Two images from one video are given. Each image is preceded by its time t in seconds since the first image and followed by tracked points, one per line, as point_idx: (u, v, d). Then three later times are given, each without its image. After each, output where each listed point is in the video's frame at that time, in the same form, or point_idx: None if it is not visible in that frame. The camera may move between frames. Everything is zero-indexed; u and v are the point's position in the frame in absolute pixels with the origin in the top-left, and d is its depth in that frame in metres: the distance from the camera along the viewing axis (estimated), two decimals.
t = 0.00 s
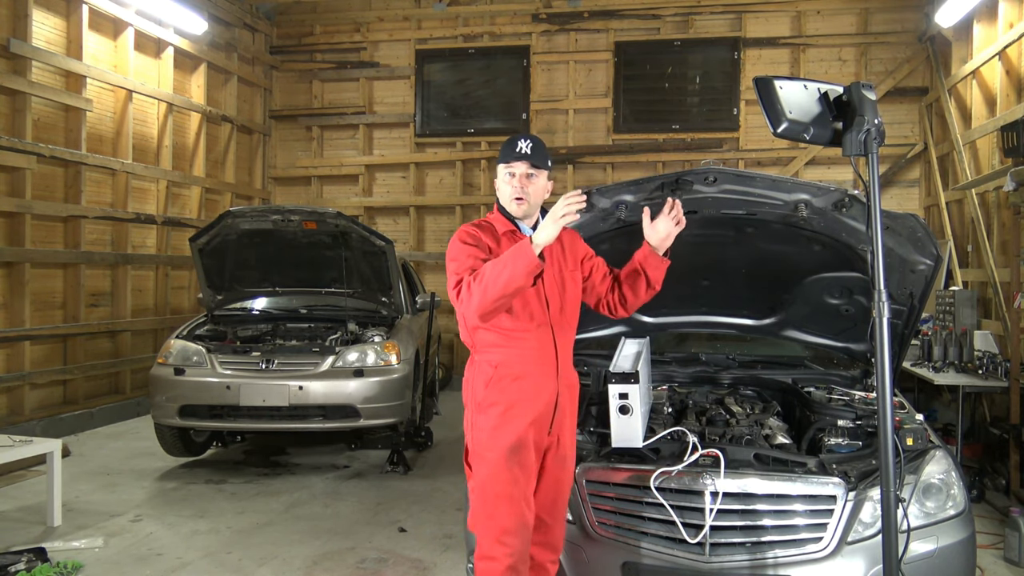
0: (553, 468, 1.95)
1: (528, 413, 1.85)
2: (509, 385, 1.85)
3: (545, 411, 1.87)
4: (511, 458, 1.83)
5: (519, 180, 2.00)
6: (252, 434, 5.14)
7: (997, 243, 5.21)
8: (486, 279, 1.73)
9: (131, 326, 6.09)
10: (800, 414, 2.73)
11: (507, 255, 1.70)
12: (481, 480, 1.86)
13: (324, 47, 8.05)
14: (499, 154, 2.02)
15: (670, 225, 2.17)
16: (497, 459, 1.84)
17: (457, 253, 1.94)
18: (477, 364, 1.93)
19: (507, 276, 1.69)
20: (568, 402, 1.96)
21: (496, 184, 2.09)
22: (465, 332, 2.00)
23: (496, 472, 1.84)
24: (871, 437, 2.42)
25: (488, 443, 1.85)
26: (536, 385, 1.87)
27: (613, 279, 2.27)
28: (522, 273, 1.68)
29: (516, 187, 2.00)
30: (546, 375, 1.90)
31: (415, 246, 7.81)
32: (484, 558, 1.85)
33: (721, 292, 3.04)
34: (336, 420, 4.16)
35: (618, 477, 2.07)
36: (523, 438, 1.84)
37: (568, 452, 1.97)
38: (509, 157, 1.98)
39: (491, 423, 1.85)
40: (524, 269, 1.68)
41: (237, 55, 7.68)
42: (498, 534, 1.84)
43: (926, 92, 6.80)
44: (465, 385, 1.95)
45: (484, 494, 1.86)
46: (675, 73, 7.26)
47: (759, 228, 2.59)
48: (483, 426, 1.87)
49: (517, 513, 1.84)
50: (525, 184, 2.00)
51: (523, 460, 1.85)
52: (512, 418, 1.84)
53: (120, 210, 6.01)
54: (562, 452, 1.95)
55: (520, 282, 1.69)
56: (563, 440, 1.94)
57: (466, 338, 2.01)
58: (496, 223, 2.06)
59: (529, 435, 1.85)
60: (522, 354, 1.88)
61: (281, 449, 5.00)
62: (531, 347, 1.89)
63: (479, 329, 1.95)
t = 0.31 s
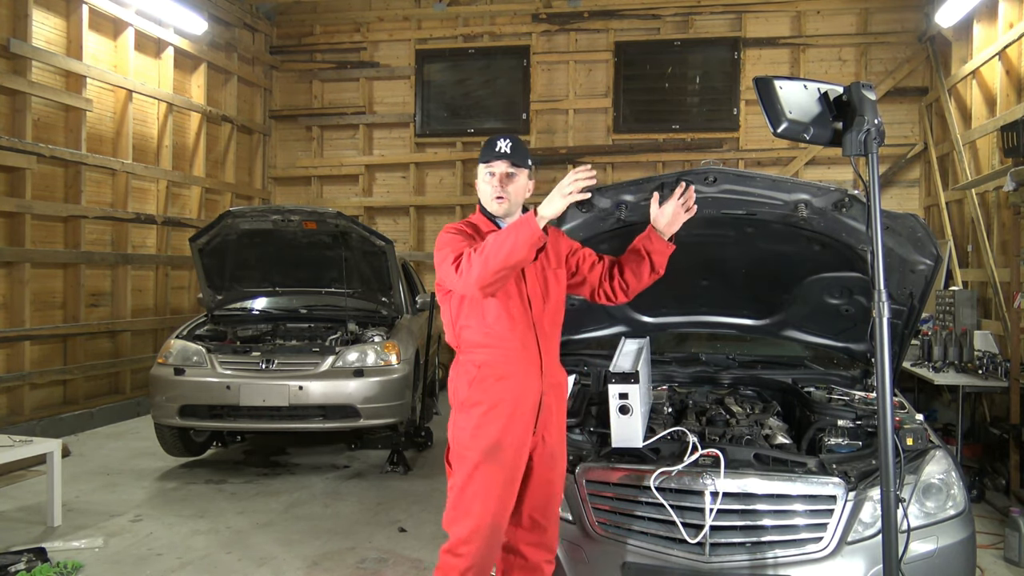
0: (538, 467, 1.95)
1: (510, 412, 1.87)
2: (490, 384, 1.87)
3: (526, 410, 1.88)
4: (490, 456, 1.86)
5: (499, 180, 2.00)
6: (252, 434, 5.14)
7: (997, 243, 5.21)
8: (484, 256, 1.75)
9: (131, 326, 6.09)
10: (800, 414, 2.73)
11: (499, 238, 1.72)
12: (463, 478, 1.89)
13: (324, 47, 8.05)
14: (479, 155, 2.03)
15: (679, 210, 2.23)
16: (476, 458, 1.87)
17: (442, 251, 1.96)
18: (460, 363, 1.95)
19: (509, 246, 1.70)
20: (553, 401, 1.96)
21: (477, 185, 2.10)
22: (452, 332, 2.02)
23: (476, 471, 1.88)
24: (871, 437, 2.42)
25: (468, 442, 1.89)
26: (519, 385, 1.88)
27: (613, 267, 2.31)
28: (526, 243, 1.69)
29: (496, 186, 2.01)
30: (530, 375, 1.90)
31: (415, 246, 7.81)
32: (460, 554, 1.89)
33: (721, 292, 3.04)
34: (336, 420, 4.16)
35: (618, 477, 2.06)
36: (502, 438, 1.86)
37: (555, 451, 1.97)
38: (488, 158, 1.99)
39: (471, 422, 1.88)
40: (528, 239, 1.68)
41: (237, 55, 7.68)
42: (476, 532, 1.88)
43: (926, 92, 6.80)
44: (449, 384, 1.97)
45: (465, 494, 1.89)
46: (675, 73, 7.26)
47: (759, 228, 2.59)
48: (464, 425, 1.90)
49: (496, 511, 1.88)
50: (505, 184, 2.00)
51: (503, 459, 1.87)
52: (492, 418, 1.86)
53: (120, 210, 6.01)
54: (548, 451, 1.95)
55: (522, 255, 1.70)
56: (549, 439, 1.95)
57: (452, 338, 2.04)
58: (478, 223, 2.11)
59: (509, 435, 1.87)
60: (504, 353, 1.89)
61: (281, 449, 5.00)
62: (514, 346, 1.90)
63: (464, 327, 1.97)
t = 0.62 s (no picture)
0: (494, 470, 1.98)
1: (464, 417, 1.88)
2: (443, 389, 1.88)
3: (481, 414, 1.89)
4: (445, 461, 1.88)
5: (455, 181, 2.02)
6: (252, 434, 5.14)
7: (997, 243, 5.21)
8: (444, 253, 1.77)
9: (131, 326, 6.09)
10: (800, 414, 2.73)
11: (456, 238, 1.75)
12: (416, 483, 1.90)
13: (324, 47, 8.04)
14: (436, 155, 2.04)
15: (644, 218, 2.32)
16: (429, 464, 1.88)
17: (395, 253, 1.95)
18: (413, 368, 1.95)
19: (472, 242, 1.72)
20: (510, 404, 1.97)
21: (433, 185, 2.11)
22: (406, 334, 2.01)
23: (430, 476, 1.89)
24: (871, 437, 2.42)
25: (422, 448, 1.89)
26: (474, 390, 1.89)
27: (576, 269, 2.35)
28: (489, 237, 1.71)
29: (452, 187, 2.02)
30: (485, 379, 1.91)
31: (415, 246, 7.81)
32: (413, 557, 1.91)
33: (721, 292, 3.04)
34: (336, 420, 4.16)
35: (618, 476, 2.06)
36: (456, 442, 1.87)
37: (513, 453, 1.99)
38: (446, 158, 2.00)
39: (425, 427, 1.89)
40: (491, 233, 1.71)
41: (237, 55, 7.68)
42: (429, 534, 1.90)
43: (926, 92, 6.80)
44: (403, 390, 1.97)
45: (420, 498, 1.90)
46: (675, 73, 7.26)
47: (759, 228, 2.59)
48: (417, 431, 1.90)
49: (450, 513, 1.92)
50: (462, 185, 2.02)
51: (458, 464, 1.89)
52: (446, 422, 1.87)
53: (120, 210, 6.00)
54: (505, 452, 1.97)
55: (486, 249, 1.72)
56: (505, 441, 1.96)
57: (405, 339, 2.02)
58: (436, 224, 2.11)
59: (463, 439, 1.88)
60: (457, 358, 1.90)
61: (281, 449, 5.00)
62: (467, 349, 1.91)
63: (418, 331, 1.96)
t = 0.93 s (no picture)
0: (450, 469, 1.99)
1: (416, 416, 1.88)
2: (395, 390, 1.88)
3: (433, 414, 1.89)
4: (398, 463, 1.88)
5: (414, 175, 2.03)
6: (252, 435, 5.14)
7: (997, 243, 5.21)
8: (345, 310, 1.82)
9: (131, 326, 6.09)
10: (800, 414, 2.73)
11: (347, 304, 1.82)
12: (372, 483, 1.90)
13: (324, 47, 8.04)
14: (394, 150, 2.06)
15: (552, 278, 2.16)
16: (383, 464, 1.88)
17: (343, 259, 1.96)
18: (366, 367, 1.95)
19: (360, 312, 1.79)
20: (465, 404, 1.98)
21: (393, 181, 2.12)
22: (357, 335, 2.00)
23: (384, 476, 1.88)
24: (871, 437, 2.42)
25: (376, 448, 1.89)
26: (426, 390, 1.89)
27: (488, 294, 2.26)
28: (375, 307, 1.76)
29: (411, 181, 2.03)
30: (437, 380, 1.91)
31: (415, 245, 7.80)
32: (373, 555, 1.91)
33: (721, 292, 3.04)
34: (336, 420, 4.15)
35: (618, 476, 2.06)
36: (409, 443, 1.88)
37: (468, 453, 2.00)
38: (403, 151, 2.01)
39: (377, 427, 1.89)
40: (374, 307, 1.76)
41: (237, 55, 7.68)
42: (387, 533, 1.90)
43: (926, 92, 6.80)
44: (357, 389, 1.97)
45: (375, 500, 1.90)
46: (675, 73, 7.26)
47: (759, 228, 2.59)
48: (370, 432, 1.90)
49: (406, 513, 1.91)
50: (420, 178, 2.02)
51: (411, 465, 1.89)
52: (399, 423, 1.87)
53: (120, 210, 6.00)
54: (460, 453, 1.99)
55: (373, 317, 1.78)
56: (459, 442, 1.97)
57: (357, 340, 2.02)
58: (391, 221, 2.07)
59: (416, 439, 1.88)
60: (409, 358, 1.91)
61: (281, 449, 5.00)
62: (419, 350, 1.92)
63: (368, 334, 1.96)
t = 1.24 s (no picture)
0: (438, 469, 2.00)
1: (403, 417, 1.89)
2: (381, 390, 1.89)
3: (419, 414, 1.90)
4: (386, 463, 1.88)
5: (402, 176, 2.02)
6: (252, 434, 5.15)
7: (997, 243, 5.21)
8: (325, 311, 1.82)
9: (131, 326, 6.09)
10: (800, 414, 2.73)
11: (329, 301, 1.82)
12: (360, 485, 1.91)
13: (324, 47, 8.04)
14: (383, 150, 2.04)
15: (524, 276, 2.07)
16: (371, 465, 1.88)
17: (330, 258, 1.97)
18: (353, 367, 1.96)
19: (341, 309, 1.79)
20: (451, 404, 1.98)
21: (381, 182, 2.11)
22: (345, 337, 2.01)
23: (372, 478, 1.89)
24: (871, 437, 2.42)
25: (363, 449, 1.89)
26: (412, 391, 1.90)
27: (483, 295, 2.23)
28: (355, 304, 1.77)
29: (399, 181, 2.01)
30: (423, 380, 1.92)
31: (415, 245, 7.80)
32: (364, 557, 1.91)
33: (721, 293, 3.04)
34: (336, 420, 4.15)
35: (618, 477, 2.06)
36: (396, 443, 1.88)
37: (455, 453, 2.01)
38: (392, 152, 2.00)
39: (364, 428, 1.89)
40: (354, 305, 1.77)
41: (237, 55, 7.68)
42: (377, 536, 1.90)
43: (926, 92, 6.80)
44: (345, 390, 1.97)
45: (365, 501, 1.91)
46: (675, 73, 7.26)
47: (759, 228, 2.59)
48: (358, 432, 1.90)
49: (396, 515, 1.91)
50: (408, 179, 2.02)
51: (398, 466, 1.90)
52: (386, 424, 1.88)
53: (120, 210, 6.00)
54: (448, 453, 1.99)
55: (353, 316, 1.78)
56: (446, 442, 1.98)
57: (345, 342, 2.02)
58: (376, 221, 2.06)
59: (403, 440, 1.89)
60: (395, 358, 1.92)
61: (281, 449, 5.00)
62: (404, 350, 1.92)
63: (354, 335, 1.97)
